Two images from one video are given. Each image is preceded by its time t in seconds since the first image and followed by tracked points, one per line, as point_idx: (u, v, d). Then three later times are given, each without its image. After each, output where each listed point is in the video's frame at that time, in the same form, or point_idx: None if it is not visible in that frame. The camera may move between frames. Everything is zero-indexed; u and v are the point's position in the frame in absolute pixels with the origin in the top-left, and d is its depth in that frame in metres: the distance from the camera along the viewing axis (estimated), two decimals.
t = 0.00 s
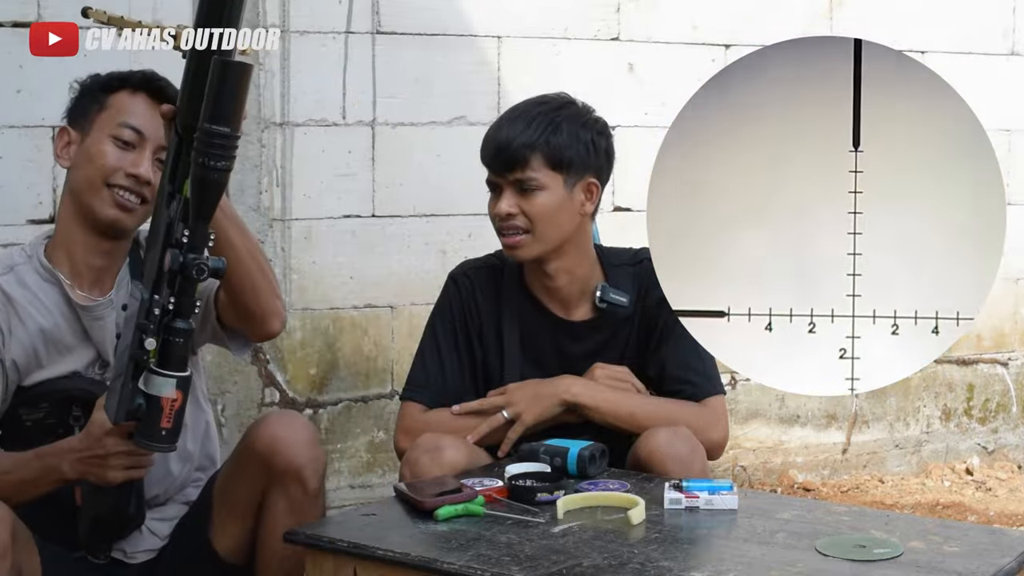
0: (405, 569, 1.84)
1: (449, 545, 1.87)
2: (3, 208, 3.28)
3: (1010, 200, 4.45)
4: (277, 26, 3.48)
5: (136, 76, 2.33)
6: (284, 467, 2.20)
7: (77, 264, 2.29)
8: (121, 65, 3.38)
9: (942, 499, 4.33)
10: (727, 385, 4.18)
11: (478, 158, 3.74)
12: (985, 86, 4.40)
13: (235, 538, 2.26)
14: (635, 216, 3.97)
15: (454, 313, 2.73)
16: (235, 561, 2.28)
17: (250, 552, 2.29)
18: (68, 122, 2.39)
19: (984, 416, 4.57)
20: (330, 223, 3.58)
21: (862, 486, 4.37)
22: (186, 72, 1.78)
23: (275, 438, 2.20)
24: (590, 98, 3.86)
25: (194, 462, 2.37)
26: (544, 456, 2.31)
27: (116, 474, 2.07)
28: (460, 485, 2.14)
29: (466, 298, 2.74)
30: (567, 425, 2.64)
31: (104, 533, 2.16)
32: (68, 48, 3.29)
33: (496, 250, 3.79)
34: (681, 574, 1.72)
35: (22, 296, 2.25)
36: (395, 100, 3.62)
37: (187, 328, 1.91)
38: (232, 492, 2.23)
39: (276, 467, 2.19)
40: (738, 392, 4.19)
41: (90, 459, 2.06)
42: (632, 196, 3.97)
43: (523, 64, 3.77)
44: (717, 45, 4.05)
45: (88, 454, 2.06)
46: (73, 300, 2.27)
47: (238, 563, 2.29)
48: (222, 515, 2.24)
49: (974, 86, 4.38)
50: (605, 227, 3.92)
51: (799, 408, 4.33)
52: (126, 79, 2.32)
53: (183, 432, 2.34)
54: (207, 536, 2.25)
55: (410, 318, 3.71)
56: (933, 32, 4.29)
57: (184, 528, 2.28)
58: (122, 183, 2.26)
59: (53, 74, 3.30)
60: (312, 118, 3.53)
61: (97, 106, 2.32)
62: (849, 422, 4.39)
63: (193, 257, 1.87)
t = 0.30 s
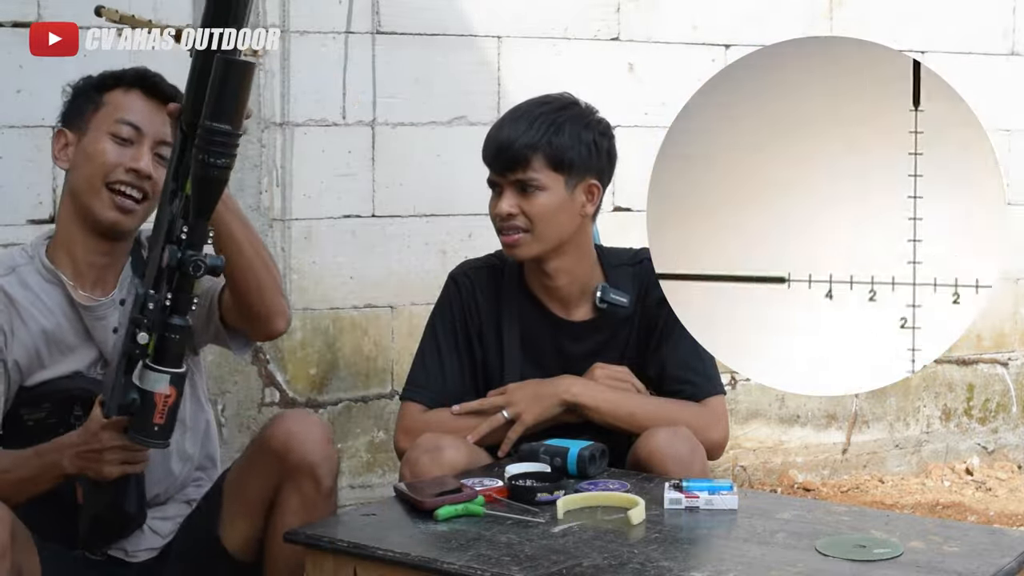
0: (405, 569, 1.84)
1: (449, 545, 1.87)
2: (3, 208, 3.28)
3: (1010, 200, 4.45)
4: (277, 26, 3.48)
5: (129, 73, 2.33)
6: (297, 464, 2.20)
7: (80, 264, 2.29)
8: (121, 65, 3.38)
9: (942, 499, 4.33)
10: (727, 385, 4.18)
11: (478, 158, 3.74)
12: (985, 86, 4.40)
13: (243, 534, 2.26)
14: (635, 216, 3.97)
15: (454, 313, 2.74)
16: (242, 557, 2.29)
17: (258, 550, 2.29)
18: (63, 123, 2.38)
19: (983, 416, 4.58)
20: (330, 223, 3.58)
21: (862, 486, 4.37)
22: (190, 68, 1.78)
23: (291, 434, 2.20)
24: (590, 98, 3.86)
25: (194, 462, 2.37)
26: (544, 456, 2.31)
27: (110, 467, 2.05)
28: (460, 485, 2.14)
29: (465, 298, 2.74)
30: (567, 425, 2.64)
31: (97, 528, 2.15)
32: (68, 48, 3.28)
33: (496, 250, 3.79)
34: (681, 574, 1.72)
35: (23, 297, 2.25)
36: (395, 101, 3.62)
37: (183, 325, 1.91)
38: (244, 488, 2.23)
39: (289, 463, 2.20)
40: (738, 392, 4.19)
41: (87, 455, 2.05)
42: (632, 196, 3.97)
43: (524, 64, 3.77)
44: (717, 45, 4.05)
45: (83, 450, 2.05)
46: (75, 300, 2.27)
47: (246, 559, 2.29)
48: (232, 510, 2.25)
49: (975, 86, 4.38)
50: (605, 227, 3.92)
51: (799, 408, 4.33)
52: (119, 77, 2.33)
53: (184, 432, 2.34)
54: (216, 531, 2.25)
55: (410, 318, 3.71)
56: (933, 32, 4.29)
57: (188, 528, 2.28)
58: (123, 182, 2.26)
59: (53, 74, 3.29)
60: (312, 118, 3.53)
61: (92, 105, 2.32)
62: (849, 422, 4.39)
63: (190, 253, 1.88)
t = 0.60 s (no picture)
0: (404, 569, 1.84)
1: (449, 545, 1.87)
2: (3, 208, 3.28)
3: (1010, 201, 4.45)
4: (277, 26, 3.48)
5: (136, 69, 2.30)
6: (310, 460, 2.20)
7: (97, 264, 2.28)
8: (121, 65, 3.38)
9: (942, 499, 4.34)
10: (727, 385, 4.18)
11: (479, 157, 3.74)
12: (985, 86, 4.40)
13: (249, 531, 2.26)
14: (635, 216, 3.97)
15: (454, 313, 2.74)
16: (247, 554, 2.28)
17: (265, 546, 2.30)
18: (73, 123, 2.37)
19: (983, 416, 4.58)
20: (330, 223, 3.58)
21: (862, 486, 4.37)
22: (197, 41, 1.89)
23: (306, 433, 2.21)
24: (590, 98, 3.86)
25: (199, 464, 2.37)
26: (544, 456, 2.31)
27: (22, 398, 2.01)
28: (460, 485, 2.14)
29: (466, 298, 2.74)
30: (567, 424, 2.64)
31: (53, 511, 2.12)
32: (68, 48, 3.28)
33: (496, 249, 3.79)
34: (681, 574, 1.72)
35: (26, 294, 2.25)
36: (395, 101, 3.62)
37: (96, 263, 1.89)
38: (256, 483, 2.24)
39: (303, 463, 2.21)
40: (738, 392, 4.18)
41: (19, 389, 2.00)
42: (632, 196, 3.97)
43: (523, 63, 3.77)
44: (717, 45, 4.05)
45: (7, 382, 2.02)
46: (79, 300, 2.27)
47: (250, 557, 2.29)
48: (240, 508, 2.25)
49: (975, 87, 4.38)
50: (605, 227, 3.92)
51: (799, 408, 4.33)
52: (125, 74, 2.30)
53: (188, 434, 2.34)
54: (222, 529, 2.24)
55: (410, 318, 3.71)
56: (933, 32, 4.29)
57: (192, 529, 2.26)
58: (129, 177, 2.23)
59: (53, 74, 3.29)
60: (312, 118, 3.53)
61: (100, 103, 2.30)
62: (849, 422, 4.39)
63: (126, 199, 1.85)
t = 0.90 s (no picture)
0: (404, 569, 1.84)
1: (449, 545, 1.87)
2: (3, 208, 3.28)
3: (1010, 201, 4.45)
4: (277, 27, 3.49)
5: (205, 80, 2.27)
6: (303, 460, 2.22)
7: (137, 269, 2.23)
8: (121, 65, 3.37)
9: (942, 499, 4.34)
10: (727, 385, 4.18)
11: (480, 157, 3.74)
12: (985, 86, 4.40)
13: (241, 533, 2.25)
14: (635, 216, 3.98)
15: (454, 314, 2.73)
16: (240, 557, 2.28)
17: (255, 547, 2.29)
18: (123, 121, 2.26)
19: (983, 416, 4.58)
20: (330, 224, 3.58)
21: (862, 486, 4.37)
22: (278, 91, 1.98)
23: (302, 433, 2.23)
24: (590, 98, 3.86)
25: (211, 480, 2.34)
26: (544, 456, 2.31)
27: (21, 344, 2.03)
28: (460, 485, 2.14)
29: (466, 298, 2.74)
30: (567, 424, 2.64)
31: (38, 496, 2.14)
32: (68, 48, 3.26)
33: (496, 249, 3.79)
34: (681, 574, 1.72)
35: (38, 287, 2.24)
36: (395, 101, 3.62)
37: (100, 208, 1.88)
38: (248, 484, 2.24)
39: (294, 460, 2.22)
40: (738, 392, 4.18)
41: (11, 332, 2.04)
42: (632, 197, 3.97)
43: (524, 63, 3.77)
44: (717, 45, 4.05)
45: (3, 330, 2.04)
46: (102, 303, 2.26)
47: (242, 560, 2.28)
48: (233, 509, 2.24)
49: (975, 87, 4.38)
50: (605, 227, 3.92)
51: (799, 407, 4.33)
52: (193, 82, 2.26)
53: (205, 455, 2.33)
54: (215, 531, 2.24)
55: (410, 318, 3.71)
56: (934, 32, 4.29)
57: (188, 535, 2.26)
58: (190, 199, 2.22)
59: (53, 74, 3.29)
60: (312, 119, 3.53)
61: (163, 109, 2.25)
62: (849, 422, 4.39)
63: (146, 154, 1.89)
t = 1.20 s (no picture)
0: (405, 569, 1.84)
1: (449, 545, 1.87)
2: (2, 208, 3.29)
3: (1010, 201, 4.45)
4: (277, 26, 3.49)
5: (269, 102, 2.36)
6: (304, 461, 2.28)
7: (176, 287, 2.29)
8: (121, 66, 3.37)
9: (942, 499, 4.34)
10: (727, 385, 4.17)
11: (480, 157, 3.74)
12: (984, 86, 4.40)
13: (246, 536, 2.31)
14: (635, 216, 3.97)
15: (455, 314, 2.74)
16: (246, 560, 2.34)
17: (261, 551, 2.35)
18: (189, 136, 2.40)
19: (984, 416, 4.58)
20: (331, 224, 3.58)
21: (863, 486, 4.39)
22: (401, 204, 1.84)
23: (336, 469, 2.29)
24: (590, 98, 3.86)
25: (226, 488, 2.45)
26: (544, 456, 2.31)
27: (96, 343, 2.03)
28: (460, 485, 2.14)
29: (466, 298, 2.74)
30: (567, 424, 2.64)
31: (60, 499, 2.18)
32: (67, 48, 3.29)
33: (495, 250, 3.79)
34: (681, 574, 1.72)
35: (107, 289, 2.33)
36: (395, 101, 3.62)
37: (231, 234, 1.73)
38: (252, 486, 2.30)
39: (299, 470, 2.28)
40: (738, 392, 4.17)
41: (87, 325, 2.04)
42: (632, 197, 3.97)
43: (523, 63, 3.77)
44: (717, 45, 4.05)
45: (84, 321, 2.05)
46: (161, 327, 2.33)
47: (248, 563, 2.34)
48: (238, 511, 2.31)
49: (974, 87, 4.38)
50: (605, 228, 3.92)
51: (799, 408, 4.33)
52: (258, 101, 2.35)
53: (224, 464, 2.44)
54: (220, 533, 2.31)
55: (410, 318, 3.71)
56: (934, 32, 4.28)
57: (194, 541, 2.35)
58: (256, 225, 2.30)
59: (53, 74, 3.30)
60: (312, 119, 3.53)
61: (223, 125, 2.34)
62: (849, 422, 4.39)
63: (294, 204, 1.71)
